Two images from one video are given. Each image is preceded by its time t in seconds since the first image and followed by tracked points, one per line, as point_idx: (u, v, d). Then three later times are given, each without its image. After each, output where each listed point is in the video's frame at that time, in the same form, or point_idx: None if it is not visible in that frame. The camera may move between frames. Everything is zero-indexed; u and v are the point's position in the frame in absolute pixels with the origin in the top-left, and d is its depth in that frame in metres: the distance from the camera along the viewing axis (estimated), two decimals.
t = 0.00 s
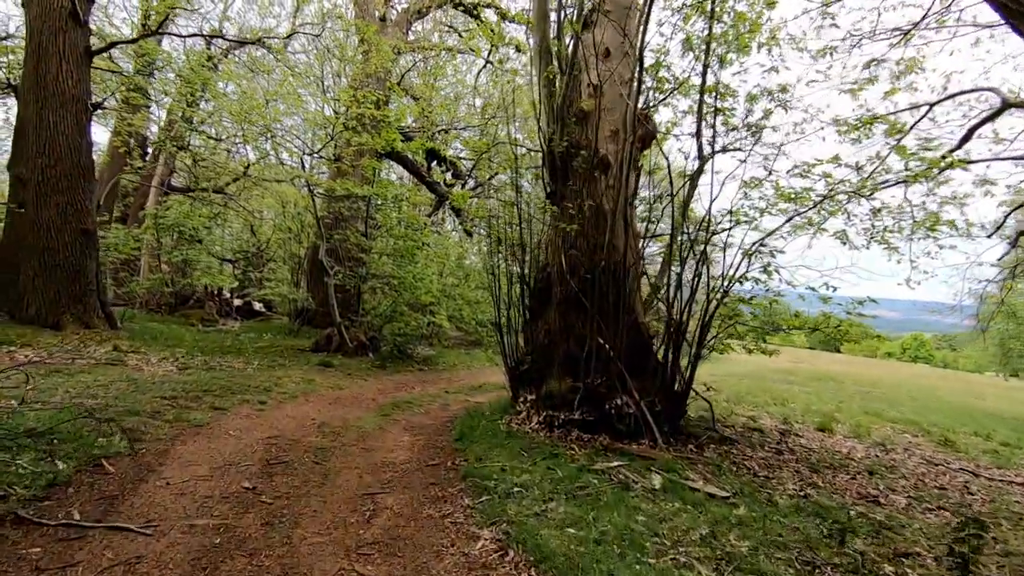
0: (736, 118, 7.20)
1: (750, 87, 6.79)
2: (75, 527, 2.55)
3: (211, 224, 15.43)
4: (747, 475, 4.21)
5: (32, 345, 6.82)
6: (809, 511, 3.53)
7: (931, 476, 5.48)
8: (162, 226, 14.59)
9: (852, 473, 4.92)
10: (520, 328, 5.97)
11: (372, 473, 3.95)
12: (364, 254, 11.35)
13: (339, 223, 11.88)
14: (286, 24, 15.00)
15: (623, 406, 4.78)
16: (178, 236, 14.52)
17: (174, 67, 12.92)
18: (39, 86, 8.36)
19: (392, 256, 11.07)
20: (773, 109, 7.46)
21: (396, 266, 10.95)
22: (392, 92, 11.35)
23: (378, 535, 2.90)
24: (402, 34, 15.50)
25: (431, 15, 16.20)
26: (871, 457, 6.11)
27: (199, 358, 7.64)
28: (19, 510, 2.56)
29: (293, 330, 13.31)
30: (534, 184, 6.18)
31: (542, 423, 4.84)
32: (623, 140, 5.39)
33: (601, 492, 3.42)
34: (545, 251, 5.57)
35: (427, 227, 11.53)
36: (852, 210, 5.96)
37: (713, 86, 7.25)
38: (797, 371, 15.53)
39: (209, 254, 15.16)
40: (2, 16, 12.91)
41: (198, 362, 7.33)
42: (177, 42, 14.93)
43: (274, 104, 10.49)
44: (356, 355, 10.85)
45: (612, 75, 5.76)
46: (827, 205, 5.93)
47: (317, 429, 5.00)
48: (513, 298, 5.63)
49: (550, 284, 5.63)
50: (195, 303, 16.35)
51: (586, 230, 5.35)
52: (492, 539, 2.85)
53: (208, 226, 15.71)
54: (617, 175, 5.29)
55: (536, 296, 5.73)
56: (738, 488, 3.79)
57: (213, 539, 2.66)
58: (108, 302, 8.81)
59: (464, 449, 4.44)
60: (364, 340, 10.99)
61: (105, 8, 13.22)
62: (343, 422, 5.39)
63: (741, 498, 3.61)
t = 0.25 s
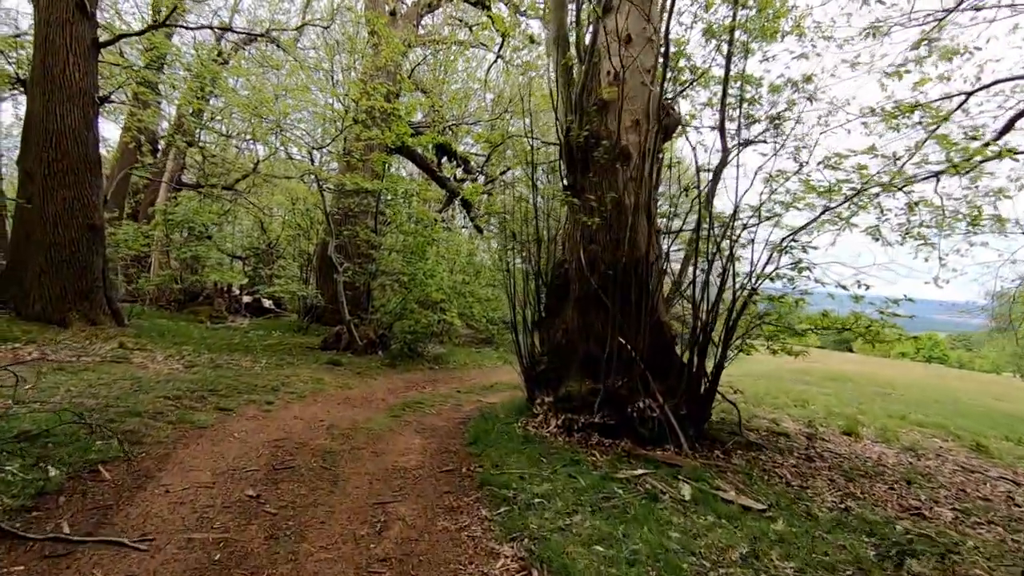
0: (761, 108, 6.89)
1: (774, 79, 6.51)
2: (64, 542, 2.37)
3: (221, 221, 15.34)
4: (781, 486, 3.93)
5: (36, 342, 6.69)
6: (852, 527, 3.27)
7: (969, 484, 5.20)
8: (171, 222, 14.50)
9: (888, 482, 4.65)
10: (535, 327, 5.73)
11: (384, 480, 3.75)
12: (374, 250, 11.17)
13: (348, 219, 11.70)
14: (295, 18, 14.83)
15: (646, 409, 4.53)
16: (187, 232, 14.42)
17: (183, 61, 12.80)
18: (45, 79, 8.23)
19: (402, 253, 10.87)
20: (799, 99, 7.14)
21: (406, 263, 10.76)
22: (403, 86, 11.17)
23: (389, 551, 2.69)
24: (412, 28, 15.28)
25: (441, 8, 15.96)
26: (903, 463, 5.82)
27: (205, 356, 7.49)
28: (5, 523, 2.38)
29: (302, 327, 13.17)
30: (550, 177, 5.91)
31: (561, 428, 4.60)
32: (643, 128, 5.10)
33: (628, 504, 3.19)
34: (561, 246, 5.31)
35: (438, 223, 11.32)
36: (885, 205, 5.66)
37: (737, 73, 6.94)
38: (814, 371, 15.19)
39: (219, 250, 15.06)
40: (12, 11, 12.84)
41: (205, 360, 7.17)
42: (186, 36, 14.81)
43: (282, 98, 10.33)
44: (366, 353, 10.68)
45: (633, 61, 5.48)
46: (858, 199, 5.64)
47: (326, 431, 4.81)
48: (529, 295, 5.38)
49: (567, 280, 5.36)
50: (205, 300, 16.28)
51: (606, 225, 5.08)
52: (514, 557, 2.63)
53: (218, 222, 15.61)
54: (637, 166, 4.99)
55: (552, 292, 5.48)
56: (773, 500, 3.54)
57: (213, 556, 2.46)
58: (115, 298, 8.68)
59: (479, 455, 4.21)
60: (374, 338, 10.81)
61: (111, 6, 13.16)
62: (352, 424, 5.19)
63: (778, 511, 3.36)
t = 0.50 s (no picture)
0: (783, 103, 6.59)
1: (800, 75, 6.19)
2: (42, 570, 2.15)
3: (226, 221, 15.18)
4: (815, 503, 3.67)
5: (34, 343, 6.50)
6: (900, 551, 3.02)
7: (1009, 499, 4.92)
8: (176, 222, 14.35)
9: (927, 497, 4.38)
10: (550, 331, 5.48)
11: (393, 494, 3.52)
12: (380, 250, 10.94)
13: (354, 219, 11.49)
14: (302, 15, 14.65)
15: (669, 418, 4.28)
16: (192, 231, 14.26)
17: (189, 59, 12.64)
18: (47, 74, 8.07)
19: (409, 253, 10.65)
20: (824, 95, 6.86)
21: (413, 263, 10.53)
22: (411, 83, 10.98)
23: None
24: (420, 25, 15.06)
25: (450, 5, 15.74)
26: (935, 475, 5.54)
27: (208, 358, 7.28)
28: None
29: (307, 328, 12.96)
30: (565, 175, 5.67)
31: (579, 438, 4.35)
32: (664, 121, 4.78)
33: (658, 525, 2.95)
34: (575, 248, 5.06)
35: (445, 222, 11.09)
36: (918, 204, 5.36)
37: (760, 68, 6.65)
38: (827, 376, 14.86)
39: (224, 250, 14.89)
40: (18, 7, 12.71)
41: (207, 363, 6.97)
42: (193, 34, 14.66)
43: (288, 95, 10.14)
44: (372, 356, 10.45)
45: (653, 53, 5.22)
46: (890, 198, 5.35)
47: (331, 439, 4.59)
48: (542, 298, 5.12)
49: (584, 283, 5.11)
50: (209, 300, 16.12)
51: (625, 224, 4.84)
52: None
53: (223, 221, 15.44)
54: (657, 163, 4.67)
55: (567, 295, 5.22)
56: (811, 520, 3.28)
57: None
58: (116, 298, 8.47)
59: (493, 467, 3.98)
60: (380, 341, 10.58)
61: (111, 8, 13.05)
62: (359, 431, 4.98)
63: (819, 534, 3.11)
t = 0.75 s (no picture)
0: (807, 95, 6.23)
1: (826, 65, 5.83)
2: None
3: (231, 216, 14.99)
4: (853, 522, 3.43)
5: (32, 341, 6.31)
6: None
7: None
8: (181, 217, 14.18)
9: (967, 514, 4.12)
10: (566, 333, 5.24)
11: (402, 509, 3.30)
12: (387, 247, 10.72)
13: (360, 215, 11.27)
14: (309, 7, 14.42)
15: (694, 427, 4.02)
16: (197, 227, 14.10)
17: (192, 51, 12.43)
18: (47, 65, 7.85)
19: (416, 250, 10.42)
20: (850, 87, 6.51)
21: (421, 260, 10.30)
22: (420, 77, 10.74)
23: None
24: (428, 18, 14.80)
25: None
26: (969, 488, 5.28)
27: (210, 357, 7.08)
28: None
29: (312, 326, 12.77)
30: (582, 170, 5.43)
31: (598, 447, 4.11)
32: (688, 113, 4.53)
33: (690, 550, 2.72)
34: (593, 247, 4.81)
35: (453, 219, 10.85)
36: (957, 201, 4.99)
37: (784, 57, 6.29)
38: (841, 377, 14.55)
39: (228, 246, 14.72)
40: None
41: (208, 362, 6.75)
42: (198, 27, 14.47)
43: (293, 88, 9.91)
44: (378, 356, 10.23)
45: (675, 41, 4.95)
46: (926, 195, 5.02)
47: (336, 446, 4.38)
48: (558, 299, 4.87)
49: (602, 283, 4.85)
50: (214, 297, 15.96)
51: (647, 222, 4.58)
52: None
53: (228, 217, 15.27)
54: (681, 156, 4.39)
55: (585, 295, 4.97)
56: (854, 544, 3.03)
57: None
58: (117, 295, 8.25)
59: (507, 479, 3.76)
60: (386, 339, 10.37)
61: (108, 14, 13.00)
62: (365, 436, 4.76)
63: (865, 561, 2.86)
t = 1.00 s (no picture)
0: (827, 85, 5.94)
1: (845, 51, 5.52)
2: None
3: (235, 214, 14.83)
4: (889, 536, 3.21)
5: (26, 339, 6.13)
6: None
7: None
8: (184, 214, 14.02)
9: (1007, 524, 3.88)
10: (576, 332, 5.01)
11: (407, 518, 3.10)
12: (392, 244, 10.51)
13: (365, 212, 11.06)
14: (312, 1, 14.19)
15: (715, 432, 3.78)
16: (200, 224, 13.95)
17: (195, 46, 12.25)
18: (44, 57, 7.68)
19: (421, 246, 10.22)
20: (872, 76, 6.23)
21: (426, 257, 10.10)
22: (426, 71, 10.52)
23: None
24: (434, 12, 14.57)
25: None
26: (1001, 494, 5.03)
27: (209, 356, 6.90)
28: None
29: (316, 324, 12.63)
30: (594, 163, 5.22)
31: (614, 454, 3.88)
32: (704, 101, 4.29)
33: (720, 567, 2.49)
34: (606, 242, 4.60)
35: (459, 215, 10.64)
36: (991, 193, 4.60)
37: (804, 45, 6.00)
38: (854, 377, 14.26)
39: (232, 243, 14.56)
40: None
41: (208, 362, 6.55)
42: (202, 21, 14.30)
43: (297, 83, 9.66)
44: (382, 355, 10.02)
45: (692, 27, 4.72)
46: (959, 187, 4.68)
47: (337, 449, 4.17)
48: (570, 296, 4.66)
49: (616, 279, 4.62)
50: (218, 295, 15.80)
51: (663, 215, 4.36)
52: None
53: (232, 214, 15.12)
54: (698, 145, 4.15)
55: (597, 292, 4.74)
56: (896, 561, 2.82)
57: None
58: (116, 292, 8.07)
59: (517, 485, 3.54)
60: (391, 338, 10.15)
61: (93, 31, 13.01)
62: (368, 439, 4.55)
63: None
